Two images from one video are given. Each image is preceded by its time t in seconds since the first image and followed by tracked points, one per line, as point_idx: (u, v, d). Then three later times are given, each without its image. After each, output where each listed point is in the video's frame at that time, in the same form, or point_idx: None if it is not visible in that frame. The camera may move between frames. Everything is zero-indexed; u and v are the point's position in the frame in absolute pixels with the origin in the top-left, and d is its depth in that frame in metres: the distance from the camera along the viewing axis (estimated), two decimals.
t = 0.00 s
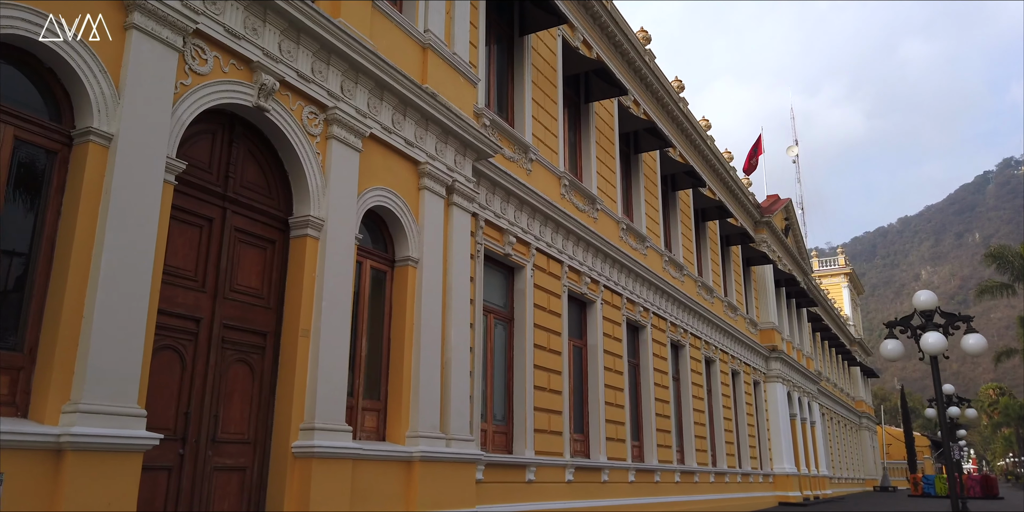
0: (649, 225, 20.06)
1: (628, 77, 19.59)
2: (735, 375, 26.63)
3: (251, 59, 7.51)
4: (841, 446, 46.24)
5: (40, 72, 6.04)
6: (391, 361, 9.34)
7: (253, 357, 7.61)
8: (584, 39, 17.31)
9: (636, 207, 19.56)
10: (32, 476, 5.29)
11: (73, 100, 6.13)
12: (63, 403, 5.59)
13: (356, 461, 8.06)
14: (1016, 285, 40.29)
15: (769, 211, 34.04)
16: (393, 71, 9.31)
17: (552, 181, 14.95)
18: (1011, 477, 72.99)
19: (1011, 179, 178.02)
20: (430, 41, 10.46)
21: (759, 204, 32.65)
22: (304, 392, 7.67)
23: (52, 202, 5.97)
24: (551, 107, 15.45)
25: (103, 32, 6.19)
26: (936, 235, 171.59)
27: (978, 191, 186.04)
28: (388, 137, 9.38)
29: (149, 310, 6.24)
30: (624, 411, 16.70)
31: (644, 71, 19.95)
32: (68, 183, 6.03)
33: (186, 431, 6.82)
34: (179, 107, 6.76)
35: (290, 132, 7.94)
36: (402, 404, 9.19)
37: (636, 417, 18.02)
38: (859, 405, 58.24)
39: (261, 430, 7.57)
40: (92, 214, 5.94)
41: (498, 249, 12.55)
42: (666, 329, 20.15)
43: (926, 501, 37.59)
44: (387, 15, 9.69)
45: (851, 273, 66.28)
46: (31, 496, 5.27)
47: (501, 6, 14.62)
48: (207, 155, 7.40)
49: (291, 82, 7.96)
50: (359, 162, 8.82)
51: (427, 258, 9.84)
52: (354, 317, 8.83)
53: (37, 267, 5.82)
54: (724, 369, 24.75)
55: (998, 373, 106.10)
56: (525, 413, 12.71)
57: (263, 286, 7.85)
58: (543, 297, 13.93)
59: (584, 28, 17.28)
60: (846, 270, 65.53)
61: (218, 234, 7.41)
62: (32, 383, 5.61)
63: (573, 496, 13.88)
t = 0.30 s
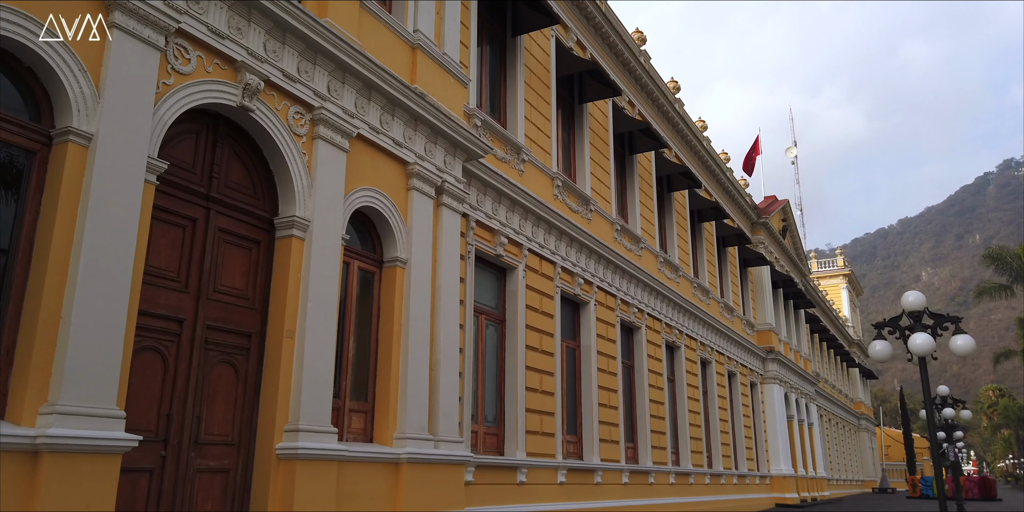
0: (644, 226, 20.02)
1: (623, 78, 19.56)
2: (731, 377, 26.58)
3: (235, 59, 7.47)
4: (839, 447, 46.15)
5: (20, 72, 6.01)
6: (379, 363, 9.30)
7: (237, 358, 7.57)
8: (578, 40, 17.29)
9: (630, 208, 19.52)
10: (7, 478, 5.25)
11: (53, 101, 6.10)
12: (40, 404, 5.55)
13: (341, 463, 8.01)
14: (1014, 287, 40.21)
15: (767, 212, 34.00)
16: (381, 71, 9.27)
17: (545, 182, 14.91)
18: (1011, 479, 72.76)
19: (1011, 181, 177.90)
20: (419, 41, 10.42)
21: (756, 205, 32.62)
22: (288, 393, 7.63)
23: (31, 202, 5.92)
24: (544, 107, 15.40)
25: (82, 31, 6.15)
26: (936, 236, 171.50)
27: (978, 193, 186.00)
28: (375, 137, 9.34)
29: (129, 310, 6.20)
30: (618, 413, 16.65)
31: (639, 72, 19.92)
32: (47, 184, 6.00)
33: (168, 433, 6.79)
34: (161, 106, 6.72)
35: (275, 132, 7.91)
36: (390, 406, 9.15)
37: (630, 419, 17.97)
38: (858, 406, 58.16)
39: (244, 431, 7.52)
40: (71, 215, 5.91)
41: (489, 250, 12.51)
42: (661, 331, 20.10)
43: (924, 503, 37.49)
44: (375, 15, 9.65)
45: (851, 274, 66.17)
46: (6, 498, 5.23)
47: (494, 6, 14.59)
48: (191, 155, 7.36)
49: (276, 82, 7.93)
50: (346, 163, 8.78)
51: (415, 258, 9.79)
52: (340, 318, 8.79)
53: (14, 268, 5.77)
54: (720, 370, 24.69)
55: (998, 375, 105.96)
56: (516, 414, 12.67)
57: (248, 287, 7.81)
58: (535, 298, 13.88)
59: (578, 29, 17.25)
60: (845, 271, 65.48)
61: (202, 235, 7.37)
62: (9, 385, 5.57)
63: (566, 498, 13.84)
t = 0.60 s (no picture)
0: (638, 228, 19.98)
1: (618, 80, 19.53)
2: (728, 379, 26.53)
3: (218, 61, 7.45)
4: (838, 450, 46.05)
5: None
6: (366, 366, 9.26)
7: (221, 361, 7.54)
8: (571, 42, 17.26)
9: (625, 210, 19.48)
10: None
11: (33, 103, 6.08)
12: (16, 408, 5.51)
13: (326, 466, 7.96)
14: (1014, 289, 40.11)
15: (764, 214, 33.95)
16: (368, 73, 9.25)
17: (538, 184, 14.88)
18: (1011, 481, 72.56)
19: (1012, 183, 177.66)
20: (408, 43, 10.38)
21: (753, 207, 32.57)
22: (272, 396, 7.60)
23: (8, 205, 5.88)
24: (537, 110, 15.37)
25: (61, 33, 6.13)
26: (937, 239, 171.34)
27: (979, 195, 185.81)
28: (363, 139, 9.31)
29: (108, 313, 6.17)
30: (612, 416, 16.60)
31: (634, 74, 19.90)
32: (25, 186, 5.96)
33: (150, 436, 6.76)
34: (142, 108, 6.69)
35: (259, 134, 7.88)
36: (377, 409, 9.11)
37: (625, 422, 17.92)
38: (858, 409, 58.04)
39: (228, 435, 7.49)
40: (49, 217, 5.88)
41: (480, 252, 12.48)
42: (657, 333, 20.05)
43: (923, 506, 37.35)
44: (363, 17, 9.63)
45: (850, 277, 66.08)
46: None
47: (486, 8, 14.56)
48: (174, 157, 7.33)
49: (261, 84, 7.90)
50: (332, 165, 8.76)
51: (404, 261, 9.76)
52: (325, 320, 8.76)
53: None
54: (716, 372, 24.63)
55: (999, 377, 105.70)
56: (508, 417, 12.63)
57: (232, 290, 7.78)
58: (528, 301, 13.84)
59: (571, 31, 17.22)
60: (844, 273, 65.43)
61: (185, 237, 7.34)
62: None
63: (558, 501, 13.79)
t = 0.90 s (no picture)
0: (637, 228, 19.93)
1: (617, 80, 19.49)
2: (729, 379, 26.45)
3: (206, 60, 7.44)
4: (842, 450, 45.87)
5: None
6: (358, 366, 9.23)
7: (210, 362, 7.52)
8: (569, 42, 17.23)
9: (624, 210, 19.44)
10: None
11: (17, 103, 6.07)
12: None
13: (316, 467, 7.94)
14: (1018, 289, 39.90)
15: (766, 214, 33.86)
16: (359, 73, 9.22)
17: (534, 184, 14.85)
18: (1017, 482, 72.18)
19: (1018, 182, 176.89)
20: (401, 43, 10.36)
21: (755, 207, 32.48)
22: (261, 396, 7.58)
23: None
24: (534, 109, 15.33)
25: (46, 33, 6.12)
26: (942, 238, 170.74)
27: (985, 195, 185.05)
28: (354, 139, 9.28)
29: (93, 312, 6.16)
30: (610, 416, 16.55)
31: (633, 74, 19.86)
32: (8, 185, 5.94)
33: (137, 437, 6.74)
34: (128, 108, 6.68)
35: (248, 134, 7.86)
36: (369, 409, 9.08)
37: (624, 422, 17.87)
38: (862, 409, 57.81)
39: (217, 435, 7.47)
40: (32, 217, 5.87)
41: (475, 252, 12.45)
42: (656, 333, 19.99)
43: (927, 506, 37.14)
44: (354, 16, 9.61)
45: (854, 277, 65.86)
46: None
47: (482, 8, 14.54)
48: (162, 157, 7.32)
49: (250, 84, 7.88)
50: (323, 164, 8.73)
51: (396, 261, 9.73)
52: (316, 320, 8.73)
53: None
54: (717, 373, 24.54)
55: (1005, 377, 105.14)
56: (503, 418, 12.59)
57: (221, 290, 7.76)
58: (524, 301, 13.80)
59: (569, 30, 17.19)
60: (847, 273, 65.24)
61: (173, 237, 7.32)
62: None
63: (555, 501, 13.76)
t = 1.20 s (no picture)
0: (635, 227, 19.87)
1: (614, 78, 19.44)
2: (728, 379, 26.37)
3: (192, 57, 7.39)
4: (843, 450, 45.75)
5: None
6: (348, 365, 9.19)
7: (196, 361, 7.48)
8: (565, 40, 17.18)
9: (622, 209, 19.38)
10: None
11: None
12: None
13: (303, 466, 7.89)
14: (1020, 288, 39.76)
15: (765, 213, 33.77)
16: (349, 70, 9.17)
17: (529, 182, 14.79)
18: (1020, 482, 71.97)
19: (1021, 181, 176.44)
20: (392, 40, 10.31)
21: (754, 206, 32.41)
22: (247, 395, 7.54)
23: None
24: (529, 108, 15.27)
25: (27, 30, 6.08)
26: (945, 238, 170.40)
27: (988, 194, 184.61)
28: (344, 137, 9.24)
29: (75, 310, 6.13)
30: (606, 415, 16.50)
31: (630, 72, 19.81)
32: None
33: (120, 436, 6.70)
34: (111, 106, 6.64)
35: (235, 132, 7.81)
36: (358, 408, 9.03)
37: (620, 422, 17.82)
38: (863, 409, 57.69)
39: (202, 434, 7.43)
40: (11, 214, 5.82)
41: (469, 251, 12.40)
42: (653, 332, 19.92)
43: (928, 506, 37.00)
44: (345, 13, 9.56)
45: (855, 277, 65.75)
46: None
47: (477, 6, 14.49)
48: (148, 154, 7.28)
49: (236, 81, 7.83)
50: (312, 162, 8.68)
51: (386, 259, 9.68)
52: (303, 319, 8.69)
53: None
54: (715, 372, 24.47)
55: (1008, 377, 104.85)
56: (497, 417, 12.54)
57: (208, 288, 7.72)
58: (518, 300, 13.74)
59: (565, 28, 17.14)
60: (849, 272, 65.13)
61: (159, 235, 7.28)
62: None
63: (549, 501, 13.70)
